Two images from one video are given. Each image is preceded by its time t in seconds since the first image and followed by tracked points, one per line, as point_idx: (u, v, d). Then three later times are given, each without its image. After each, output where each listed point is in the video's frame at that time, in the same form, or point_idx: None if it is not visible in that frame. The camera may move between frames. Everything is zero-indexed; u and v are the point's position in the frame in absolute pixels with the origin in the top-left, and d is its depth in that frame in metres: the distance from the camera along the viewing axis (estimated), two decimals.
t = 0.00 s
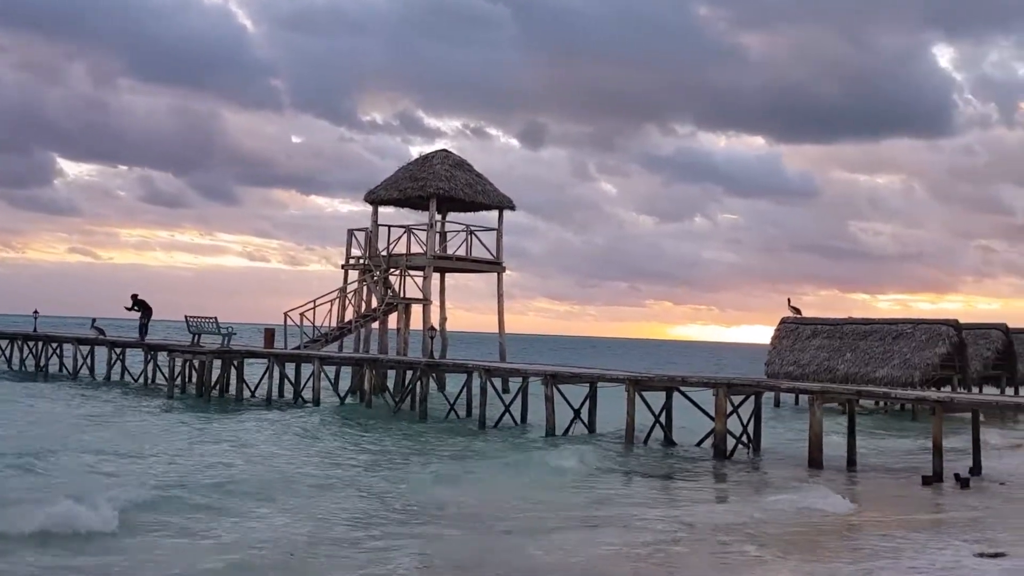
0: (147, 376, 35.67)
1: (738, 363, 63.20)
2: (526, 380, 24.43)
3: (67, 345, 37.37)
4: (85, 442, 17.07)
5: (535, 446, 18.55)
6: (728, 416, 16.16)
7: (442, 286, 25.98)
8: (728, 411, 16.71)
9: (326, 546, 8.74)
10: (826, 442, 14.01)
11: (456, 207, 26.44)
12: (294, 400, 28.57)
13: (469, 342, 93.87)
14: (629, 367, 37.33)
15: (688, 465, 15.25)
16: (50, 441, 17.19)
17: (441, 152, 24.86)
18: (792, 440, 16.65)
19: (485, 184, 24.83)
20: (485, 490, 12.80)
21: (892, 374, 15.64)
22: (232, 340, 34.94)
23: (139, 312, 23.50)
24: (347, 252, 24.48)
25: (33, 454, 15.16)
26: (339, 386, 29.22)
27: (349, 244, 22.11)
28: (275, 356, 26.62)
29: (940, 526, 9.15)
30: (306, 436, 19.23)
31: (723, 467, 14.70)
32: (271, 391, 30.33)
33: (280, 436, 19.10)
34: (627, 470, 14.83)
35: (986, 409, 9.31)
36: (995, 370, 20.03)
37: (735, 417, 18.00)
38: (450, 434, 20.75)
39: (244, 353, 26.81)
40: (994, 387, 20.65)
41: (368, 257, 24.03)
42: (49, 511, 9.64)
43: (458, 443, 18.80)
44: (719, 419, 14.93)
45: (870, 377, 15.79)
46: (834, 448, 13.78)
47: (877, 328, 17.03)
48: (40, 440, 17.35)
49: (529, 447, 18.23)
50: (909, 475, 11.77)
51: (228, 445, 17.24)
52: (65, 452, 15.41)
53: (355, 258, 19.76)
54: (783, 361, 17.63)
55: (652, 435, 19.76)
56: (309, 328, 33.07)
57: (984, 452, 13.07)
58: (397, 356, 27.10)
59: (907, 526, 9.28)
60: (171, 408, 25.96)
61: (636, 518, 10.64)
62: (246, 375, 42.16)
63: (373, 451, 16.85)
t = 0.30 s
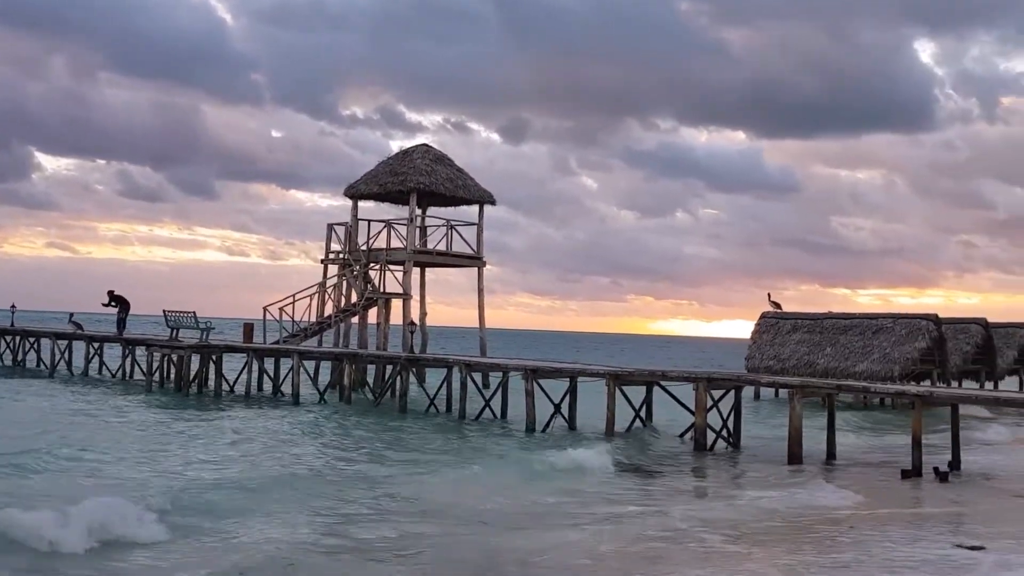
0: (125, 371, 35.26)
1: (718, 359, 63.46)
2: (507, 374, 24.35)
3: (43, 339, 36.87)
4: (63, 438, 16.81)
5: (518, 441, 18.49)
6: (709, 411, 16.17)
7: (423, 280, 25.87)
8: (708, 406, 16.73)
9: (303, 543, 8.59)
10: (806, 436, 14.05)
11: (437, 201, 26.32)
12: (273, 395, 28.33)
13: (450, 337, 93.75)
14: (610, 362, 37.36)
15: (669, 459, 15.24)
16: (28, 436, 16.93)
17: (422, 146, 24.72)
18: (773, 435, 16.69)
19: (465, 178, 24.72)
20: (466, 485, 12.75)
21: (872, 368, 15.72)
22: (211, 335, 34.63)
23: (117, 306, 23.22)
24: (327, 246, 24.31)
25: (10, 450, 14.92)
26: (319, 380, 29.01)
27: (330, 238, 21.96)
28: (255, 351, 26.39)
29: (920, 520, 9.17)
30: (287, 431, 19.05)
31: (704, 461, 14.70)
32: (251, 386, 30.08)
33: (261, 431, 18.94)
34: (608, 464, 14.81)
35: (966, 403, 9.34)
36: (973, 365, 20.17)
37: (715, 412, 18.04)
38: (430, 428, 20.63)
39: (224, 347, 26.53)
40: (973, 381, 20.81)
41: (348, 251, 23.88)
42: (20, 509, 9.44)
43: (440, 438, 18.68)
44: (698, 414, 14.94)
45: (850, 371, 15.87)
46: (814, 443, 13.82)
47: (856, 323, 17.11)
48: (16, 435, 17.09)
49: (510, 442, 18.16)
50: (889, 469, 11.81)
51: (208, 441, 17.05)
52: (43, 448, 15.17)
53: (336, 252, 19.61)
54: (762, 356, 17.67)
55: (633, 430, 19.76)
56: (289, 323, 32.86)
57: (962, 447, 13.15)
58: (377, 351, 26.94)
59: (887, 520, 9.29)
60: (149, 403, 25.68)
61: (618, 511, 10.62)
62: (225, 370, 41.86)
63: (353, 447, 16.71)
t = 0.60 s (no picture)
0: (113, 367, 35.01)
1: (707, 353, 63.58)
2: (495, 369, 24.30)
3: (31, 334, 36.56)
4: (51, 433, 16.63)
5: (508, 435, 18.41)
6: (696, 405, 16.18)
7: (411, 275, 25.76)
8: (697, 400, 16.72)
9: (294, 538, 8.42)
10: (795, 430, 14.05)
11: (424, 195, 26.20)
12: (262, 390, 28.17)
13: (439, 331, 93.58)
14: (600, 356, 37.35)
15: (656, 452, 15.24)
16: (15, 431, 16.75)
17: (410, 141, 24.60)
18: (761, 429, 16.69)
19: (453, 172, 24.61)
20: (456, 479, 12.68)
21: (859, 362, 15.78)
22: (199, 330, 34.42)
23: (104, 301, 23.01)
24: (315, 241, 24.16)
25: None
26: (307, 375, 28.88)
27: (317, 233, 21.81)
28: (243, 346, 26.22)
29: (904, 514, 9.17)
30: (277, 426, 18.91)
31: (691, 455, 14.71)
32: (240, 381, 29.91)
33: (250, 426, 18.79)
34: (598, 457, 14.77)
35: (951, 398, 9.35)
36: (960, 359, 20.23)
37: (704, 406, 18.03)
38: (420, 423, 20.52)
39: (212, 342, 26.35)
40: (960, 375, 20.88)
41: (335, 245, 23.76)
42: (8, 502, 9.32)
43: (429, 433, 18.58)
44: (687, 408, 14.92)
45: (837, 365, 15.92)
46: (802, 436, 13.83)
47: (844, 317, 17.14)
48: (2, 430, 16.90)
49: (500, 436, 18.09)
50: (876, 463, 11.82)
51: (197, 436, 16.92)
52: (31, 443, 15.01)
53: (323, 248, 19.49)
54: (750, 350, 17.66)
55: (621, 424, 19.74)
56: (277, 318, 32.70)
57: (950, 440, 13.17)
58: (366, 345, 26.81)
59: (872, 514, 9.28)
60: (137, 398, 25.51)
61: (607, 506, 10.58)
62: (214, 365, 41.64)
63: (343, 441, 16.59)
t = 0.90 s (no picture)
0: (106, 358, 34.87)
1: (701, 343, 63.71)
2: (489, 359, 24.26)
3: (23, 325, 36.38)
4: (45, 425, 16.54)
5: (502, 425, 18.40)
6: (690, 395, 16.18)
7: (404, 265, 25.69)
8: (691, 389, 16.72)
9: (297, 529, 8.41)
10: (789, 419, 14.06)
11: (417, 185, 26.12)
12: (256, 381, 28.09)
13: (433, 322, 93.58)
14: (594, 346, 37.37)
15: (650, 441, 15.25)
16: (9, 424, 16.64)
17: (402, 131, 24.50)
18: (754, 419, 16.70)
19: (445, 162, 24.53)
20: (453, 469, 12.66)
21: (853, 351, 15.79)
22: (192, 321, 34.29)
23: (97, 293, 22.88)
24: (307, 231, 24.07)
25: None
26: (301, 366, 28.81)
27: (310, 224, 21.71)
28: (236, 337, 26.11)
29: (899, 502, 9.16)
30: (273, 417, 18.86)
31: (685, 444, 14.71)
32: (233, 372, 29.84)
33: (245, 418, 18.74)
34: (592, 447, 14.77)
35: (946, 385, 9.35)
36: (954, 347, 20.26)
37: (698, 395, 18.03)
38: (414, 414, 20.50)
39: (205, 333, 26.23)
40: (953, 363, 20.92)
41: (328, 236, 23.66)
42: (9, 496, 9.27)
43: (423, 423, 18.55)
44: (681, 397, 14.91)
45: (831, 355, 15.93)
46: (796, 425, 13.83)
47: (838, 306, 17.16)
48: None
49: (495, 426, 18.07)
50: (870, 451, 11.82)
51: (192, 427, 16.86)
52: (26, 435, 14.93)
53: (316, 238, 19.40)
54: (744, 339, 17.66)
55: (616, 413, 19.73)
56: (270, 309, 32.61)
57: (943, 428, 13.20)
58: (359, 336, 26.74)
59: (867, 502, 9.27)
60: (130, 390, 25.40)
61: (602, 495, 10.58)
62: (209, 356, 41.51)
63: (338, 432, 16.55)
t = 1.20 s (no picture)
0: (113, 353, 34.91)
1: (705, 335, 63.64)
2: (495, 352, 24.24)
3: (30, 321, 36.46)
4: (54, 421, 16.57)
5: (508, 418, 18.39)
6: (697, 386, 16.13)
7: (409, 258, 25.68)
8: (697, 380, 16.67)
9: (311, 520, 8.46)
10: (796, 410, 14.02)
11: (422, 178, 26.08)
12: (262, 375, 28.11)
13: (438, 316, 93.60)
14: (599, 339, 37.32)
15: (657, 433, 15.22)
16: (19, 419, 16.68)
17: (407, 123, 24.45)
18: (761, 410, 16.65)
19: (450, 155, 24.49)
20: (461, 462, 12.67)
21: (861, 342, 15.74)
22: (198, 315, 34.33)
23: (104, 287, 22.90)
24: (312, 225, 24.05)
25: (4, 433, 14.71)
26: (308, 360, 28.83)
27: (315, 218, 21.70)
28: (243, 331, 26.12)
29: (907, 495, 9.11)
30: (281, 411, 18.90)
31: (692, 436, 14.68)
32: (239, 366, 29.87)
33: (253, 412, 18.75)
34: (599, 439, 14.76)
35: (955, 376, 9.30)
36: (961, 338, 20.17)
37: (704, 387, 17.99)
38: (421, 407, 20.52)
39: (212, 328, 26.26)
40: (961, 354, 20.83)
41: (334, 230, 23.65)
42: (24, 490, 9.31)
43: (430, 416, 18.56)
44: (687, 389, 14.87)
45: (838, 346, 15.88)
46: (804, 416, 13.78)
47: (845, 297, 17.11)
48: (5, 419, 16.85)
49: (501, 419, 18.06)
50: (876, 443, 11.79)
51: (201, 421, 16.89)
52: (35, 430, 14.97)
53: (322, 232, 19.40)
54: (751, 331, 17.62)
55: (623, 405, 19.69)
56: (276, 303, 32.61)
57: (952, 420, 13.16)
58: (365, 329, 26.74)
59: (875, 494, 9.22)
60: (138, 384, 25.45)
61: (610, 487, 10.58)
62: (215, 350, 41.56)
63: (346, 425, 16.57)
